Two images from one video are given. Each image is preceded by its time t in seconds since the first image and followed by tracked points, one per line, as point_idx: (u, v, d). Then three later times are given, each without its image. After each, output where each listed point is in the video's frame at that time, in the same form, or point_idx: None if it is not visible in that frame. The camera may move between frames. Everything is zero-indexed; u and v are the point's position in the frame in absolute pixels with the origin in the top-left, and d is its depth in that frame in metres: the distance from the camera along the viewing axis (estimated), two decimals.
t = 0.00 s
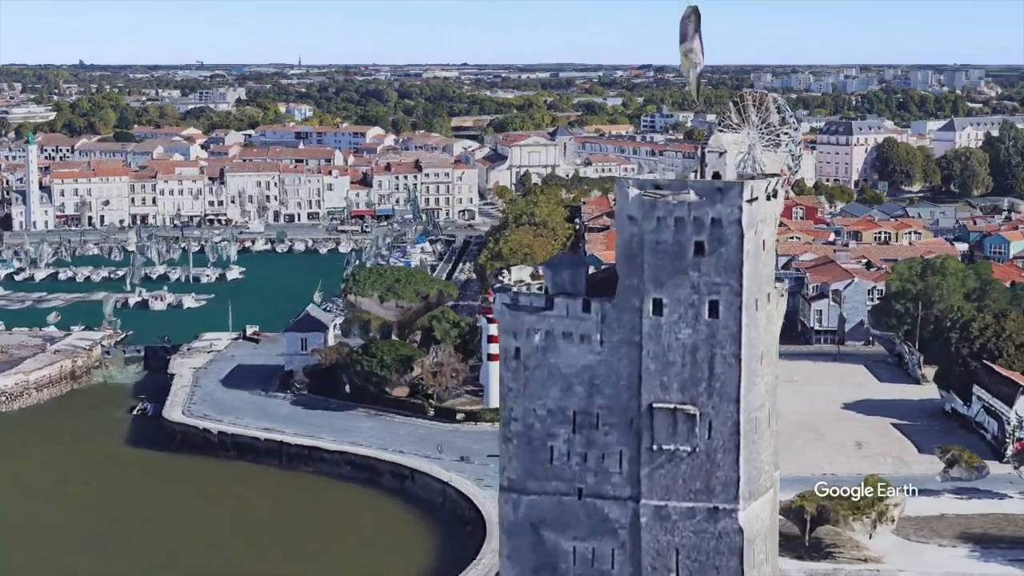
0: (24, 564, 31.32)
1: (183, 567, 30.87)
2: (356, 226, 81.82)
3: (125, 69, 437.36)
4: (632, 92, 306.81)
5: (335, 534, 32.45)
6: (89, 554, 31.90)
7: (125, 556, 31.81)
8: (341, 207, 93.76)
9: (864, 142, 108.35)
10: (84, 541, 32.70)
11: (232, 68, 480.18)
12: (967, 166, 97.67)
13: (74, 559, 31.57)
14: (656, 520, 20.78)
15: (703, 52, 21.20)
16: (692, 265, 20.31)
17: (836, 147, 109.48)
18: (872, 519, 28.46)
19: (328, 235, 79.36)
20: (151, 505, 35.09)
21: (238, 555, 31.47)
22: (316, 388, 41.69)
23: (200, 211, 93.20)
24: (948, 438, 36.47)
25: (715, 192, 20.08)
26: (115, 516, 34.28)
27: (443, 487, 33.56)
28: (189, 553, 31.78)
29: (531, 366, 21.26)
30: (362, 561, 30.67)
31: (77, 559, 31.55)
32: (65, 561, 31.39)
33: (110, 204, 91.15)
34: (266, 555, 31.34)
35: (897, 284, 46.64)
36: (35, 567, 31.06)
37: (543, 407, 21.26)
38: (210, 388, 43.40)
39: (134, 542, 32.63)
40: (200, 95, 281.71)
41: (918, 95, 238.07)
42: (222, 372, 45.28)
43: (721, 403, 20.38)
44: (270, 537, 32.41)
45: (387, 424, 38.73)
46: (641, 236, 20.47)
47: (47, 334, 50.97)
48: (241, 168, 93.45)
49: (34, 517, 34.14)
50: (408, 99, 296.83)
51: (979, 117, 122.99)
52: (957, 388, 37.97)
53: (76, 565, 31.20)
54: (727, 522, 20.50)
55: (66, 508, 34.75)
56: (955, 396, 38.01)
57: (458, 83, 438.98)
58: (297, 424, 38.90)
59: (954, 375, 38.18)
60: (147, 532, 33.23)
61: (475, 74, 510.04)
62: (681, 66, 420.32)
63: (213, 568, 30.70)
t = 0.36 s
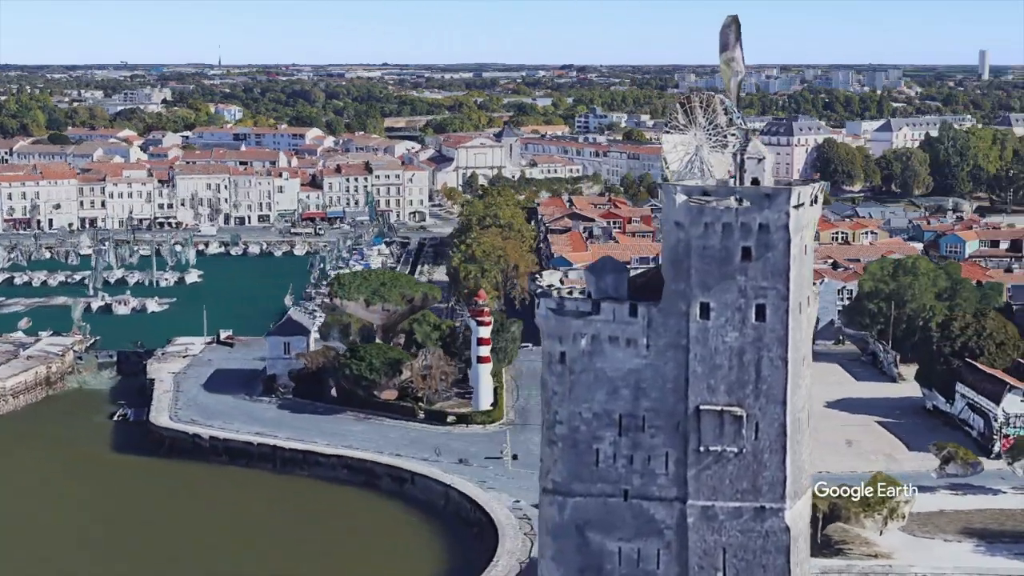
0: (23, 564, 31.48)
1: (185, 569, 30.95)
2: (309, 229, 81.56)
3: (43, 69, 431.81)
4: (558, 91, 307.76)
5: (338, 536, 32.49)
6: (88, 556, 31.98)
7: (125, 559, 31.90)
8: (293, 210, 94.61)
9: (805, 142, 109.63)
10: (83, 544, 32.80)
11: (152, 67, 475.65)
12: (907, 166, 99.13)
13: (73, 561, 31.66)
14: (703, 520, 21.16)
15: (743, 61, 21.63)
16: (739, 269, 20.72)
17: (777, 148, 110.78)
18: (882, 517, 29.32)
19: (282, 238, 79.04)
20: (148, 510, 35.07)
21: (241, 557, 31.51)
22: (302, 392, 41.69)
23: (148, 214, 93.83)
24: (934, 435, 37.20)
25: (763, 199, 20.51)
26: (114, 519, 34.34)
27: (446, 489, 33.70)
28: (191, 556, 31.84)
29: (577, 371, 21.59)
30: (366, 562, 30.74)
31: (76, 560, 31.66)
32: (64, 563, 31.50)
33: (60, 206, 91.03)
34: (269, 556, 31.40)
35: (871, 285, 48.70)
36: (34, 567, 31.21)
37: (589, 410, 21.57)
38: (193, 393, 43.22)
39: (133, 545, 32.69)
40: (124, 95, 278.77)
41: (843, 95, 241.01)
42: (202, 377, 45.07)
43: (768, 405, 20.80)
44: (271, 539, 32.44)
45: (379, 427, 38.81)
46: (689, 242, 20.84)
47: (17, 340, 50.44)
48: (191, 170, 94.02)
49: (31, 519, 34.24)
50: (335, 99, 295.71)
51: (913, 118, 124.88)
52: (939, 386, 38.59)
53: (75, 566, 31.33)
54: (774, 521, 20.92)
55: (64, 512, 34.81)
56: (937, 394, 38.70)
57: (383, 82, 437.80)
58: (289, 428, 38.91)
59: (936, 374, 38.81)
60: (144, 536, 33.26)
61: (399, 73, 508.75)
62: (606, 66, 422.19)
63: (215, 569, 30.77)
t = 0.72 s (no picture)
0: (25, 565, 31.42)
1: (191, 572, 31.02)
2: (261, 231, 81.36)
3: None
4: (486, 92, 308.37)
5: (340, 539, 32.68)
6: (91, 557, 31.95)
7: (127, 561, 31.90)
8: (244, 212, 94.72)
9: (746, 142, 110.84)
10: (84, 544, 32.77)
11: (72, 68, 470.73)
12: (849, 166, 100.55)
13: (76, 562, 31.62)
14: (744, 517, 21.65)
15: (778, 69, 22.23)
16: (779, 272, 21.21)
17: (719, 149, 112.01)
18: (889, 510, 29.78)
19: (235, 241, 78.85)
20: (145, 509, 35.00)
21: (246, 560, 31.63)
22: (288, 396, 41.77)
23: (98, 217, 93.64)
24: (916, 432, 38.07)
25: (804, 204, 21.04)
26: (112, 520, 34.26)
27: (447, 490, 33.96)
28: (195, 559, 31.91)
29: (616, 373, 21.99)
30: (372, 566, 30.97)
31: (79, 562, 31.62)
32: (67, 565, 31.46)
33: (9, 209, 90.15)
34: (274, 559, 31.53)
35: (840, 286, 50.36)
36: (38, 567, 31.17)
37: (629, 411, 21.98)
38: (175, 398, 43.13)
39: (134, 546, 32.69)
40: (49, 97, 275.68)
41: (770, 94, 243.49)
42: (183, 381, 44.98)
43: (807, 405, 21.34)
44: (273, 543, 32.57)
45: (370, 430, 38.98)
46: (729, 246, 21.32)
47: None
48: (141, 173, 93.67)
49: (28, 518, 34.11)
50: (262, 100, 294.47)
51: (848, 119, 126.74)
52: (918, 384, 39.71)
53: (80, 567, 31.31)
54: (813, 518, 21.51)
55: (61, 510, 34.69)
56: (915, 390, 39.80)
57: (308, 82, 435.59)
58: (280, 431, 38.98)
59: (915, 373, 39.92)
60: (144, 536, 33.26)
61: (323, 73, 506.28)
62: (532, 66, 423.12)
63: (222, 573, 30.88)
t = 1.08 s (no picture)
0: (25, 563, 30.58)
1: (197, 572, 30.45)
2: (215, 233, 81.10)
3: None
4: (415, 91, 308.24)
5: (341, 539, 32.31)
6: (91, 558, 31.26)
7: (129, 561, 31.22)
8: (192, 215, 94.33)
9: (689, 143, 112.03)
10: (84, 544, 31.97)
11: None
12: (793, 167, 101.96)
13: (78, 562, 30.90)
14: (776, 513, 19.84)
15: (804, 77, 22.82)
16: (811, 274, 19.38)
17: (663, 149, 112.99)
18: (890, 505, 30.46)
19: (190, 244, 78.54)
20: (140, 510, 34.33)
21: (249, 560, 31.09)
22: (273, 399, 42.03)
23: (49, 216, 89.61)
24: (898, 428, 38.88)
25: (835, 207, 19.27)
26: (108, 521, 33.59)
27: (446, 490, 34.25)
28: (197, 559, 31.32)
29: (650, 373, 19.99)
30: (377, 566, 30.68)
31: (81, 561, 30.86)
32: (69, 564, 30.70)
33: None
34: (276, 559, 31.05)
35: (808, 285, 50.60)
36: (39, 566, 30.35)
37: (662, 411, 19.96)
38: (157, 402, 43.03)
39: (135, 546, 31.98)
40: None
41: (699, 94, 246.10)
42: (162, 386, 44.88)
43: (838, 403, 19.55)
44: (273, 542, 32.03)
45: (359, 432, 39.23)
46: (761, 249, 19.45)
47: None
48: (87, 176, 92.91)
49: (25, 518, 33.26)
50: (190, 101, 292.29)
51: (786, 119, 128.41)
52: (896, 380, 40.78)
53: (82, 566, 30.58)
54: (844, 512, 19.76)
55: (58, 511, 33.88)
56: (894, 387, 40.84)
57: (234, 82, 433.44)
58: (269, 434, 39.17)
59: (894, 369, 40.96)
60: (146, 535, 32.53)
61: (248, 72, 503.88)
62: (459, 66, 423.78)
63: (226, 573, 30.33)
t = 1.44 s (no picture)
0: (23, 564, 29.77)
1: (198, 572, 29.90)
2: (168, 236, 80.85)
3: None
4: (346, 91, 307.13)
5: (340, 539, 32.14)
6: (90, 557, 30.55)
7: (127, 561, 30.58)
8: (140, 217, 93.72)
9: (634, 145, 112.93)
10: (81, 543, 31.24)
11: None
12: (738, 167, 103.12)
13: (76, 562, 30.17)
14: (800, 507, 21.73)
15: (822, 83, 23.41)
16: (834, 276, 21.34)
17: (608, 150, 113.59)
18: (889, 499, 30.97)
19: (143, 246, 78.17)
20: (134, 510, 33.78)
21: (247, 560, 30.56)
22: (257, 401, 42.22)
23: None
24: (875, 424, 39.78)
25: (859, 210, 21.32)
26: (104, 520, 33.00)
27: (441, 491, 34.61)
28: (194, 559, 30.74)
29: (677, 372, 21.81)
30: (376, 566, 30.48)
31: (78, 562, 30.12)
32: (66, 565, 29.96)
33: None
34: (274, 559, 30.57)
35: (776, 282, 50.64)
36: (37, 567, 29.55)
37: (689, 409, 21.81)
38: (138, 406, 43.05)
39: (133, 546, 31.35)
40: None
41: (631, 94, 247.49)
42: (140, 390, 44.88)
43: (860, 400, 21.51)
44: (270, 542, 31.59)
45: (346, 433, 39.55)
46: (786, 250, 21.40)
47: None
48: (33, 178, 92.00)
49: (25, 517, 32.40)
50: (119, 101, 289.18)
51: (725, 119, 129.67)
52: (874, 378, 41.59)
53: (80, 567, 29.87)
54: (865, 507, 21.65)
55: (57, 509, 33.08)
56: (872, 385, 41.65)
57: (159, 81, 429.55)
58: (257, 436, 39.32)
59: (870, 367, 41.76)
60: (144, 535, 31.97)
61: (169, 71, 500.15)
62: (386, 65, 422.89)
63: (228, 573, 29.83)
